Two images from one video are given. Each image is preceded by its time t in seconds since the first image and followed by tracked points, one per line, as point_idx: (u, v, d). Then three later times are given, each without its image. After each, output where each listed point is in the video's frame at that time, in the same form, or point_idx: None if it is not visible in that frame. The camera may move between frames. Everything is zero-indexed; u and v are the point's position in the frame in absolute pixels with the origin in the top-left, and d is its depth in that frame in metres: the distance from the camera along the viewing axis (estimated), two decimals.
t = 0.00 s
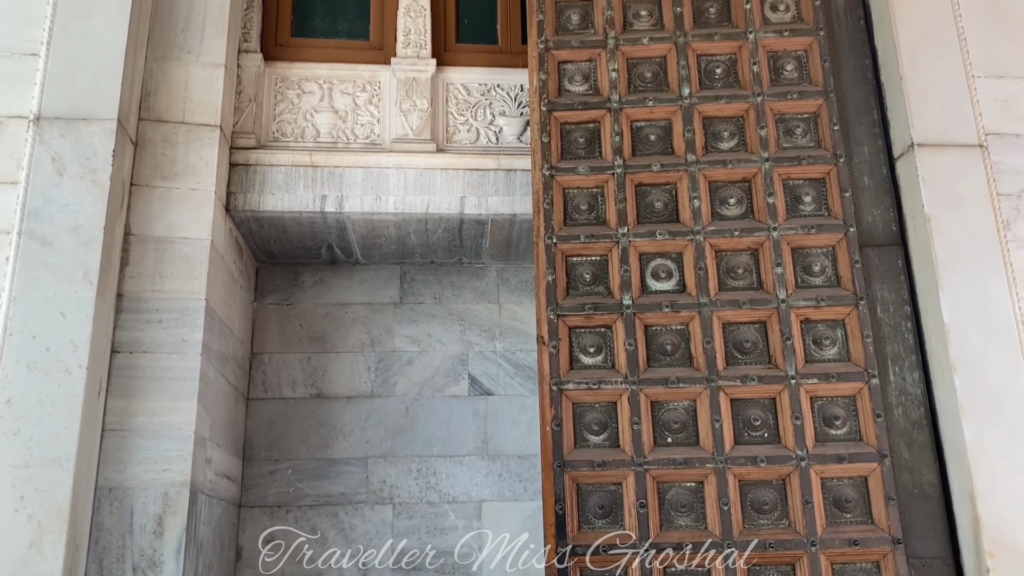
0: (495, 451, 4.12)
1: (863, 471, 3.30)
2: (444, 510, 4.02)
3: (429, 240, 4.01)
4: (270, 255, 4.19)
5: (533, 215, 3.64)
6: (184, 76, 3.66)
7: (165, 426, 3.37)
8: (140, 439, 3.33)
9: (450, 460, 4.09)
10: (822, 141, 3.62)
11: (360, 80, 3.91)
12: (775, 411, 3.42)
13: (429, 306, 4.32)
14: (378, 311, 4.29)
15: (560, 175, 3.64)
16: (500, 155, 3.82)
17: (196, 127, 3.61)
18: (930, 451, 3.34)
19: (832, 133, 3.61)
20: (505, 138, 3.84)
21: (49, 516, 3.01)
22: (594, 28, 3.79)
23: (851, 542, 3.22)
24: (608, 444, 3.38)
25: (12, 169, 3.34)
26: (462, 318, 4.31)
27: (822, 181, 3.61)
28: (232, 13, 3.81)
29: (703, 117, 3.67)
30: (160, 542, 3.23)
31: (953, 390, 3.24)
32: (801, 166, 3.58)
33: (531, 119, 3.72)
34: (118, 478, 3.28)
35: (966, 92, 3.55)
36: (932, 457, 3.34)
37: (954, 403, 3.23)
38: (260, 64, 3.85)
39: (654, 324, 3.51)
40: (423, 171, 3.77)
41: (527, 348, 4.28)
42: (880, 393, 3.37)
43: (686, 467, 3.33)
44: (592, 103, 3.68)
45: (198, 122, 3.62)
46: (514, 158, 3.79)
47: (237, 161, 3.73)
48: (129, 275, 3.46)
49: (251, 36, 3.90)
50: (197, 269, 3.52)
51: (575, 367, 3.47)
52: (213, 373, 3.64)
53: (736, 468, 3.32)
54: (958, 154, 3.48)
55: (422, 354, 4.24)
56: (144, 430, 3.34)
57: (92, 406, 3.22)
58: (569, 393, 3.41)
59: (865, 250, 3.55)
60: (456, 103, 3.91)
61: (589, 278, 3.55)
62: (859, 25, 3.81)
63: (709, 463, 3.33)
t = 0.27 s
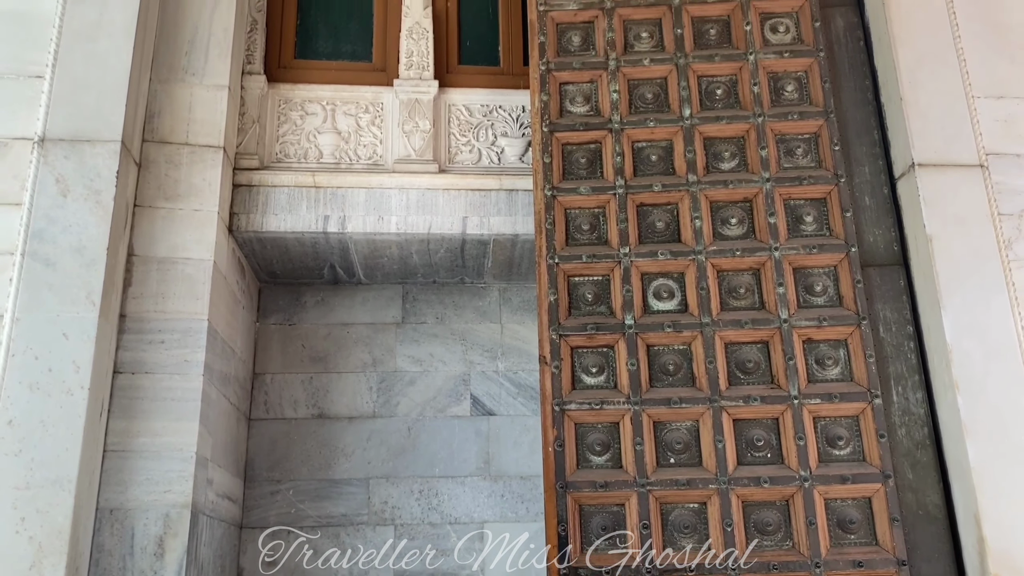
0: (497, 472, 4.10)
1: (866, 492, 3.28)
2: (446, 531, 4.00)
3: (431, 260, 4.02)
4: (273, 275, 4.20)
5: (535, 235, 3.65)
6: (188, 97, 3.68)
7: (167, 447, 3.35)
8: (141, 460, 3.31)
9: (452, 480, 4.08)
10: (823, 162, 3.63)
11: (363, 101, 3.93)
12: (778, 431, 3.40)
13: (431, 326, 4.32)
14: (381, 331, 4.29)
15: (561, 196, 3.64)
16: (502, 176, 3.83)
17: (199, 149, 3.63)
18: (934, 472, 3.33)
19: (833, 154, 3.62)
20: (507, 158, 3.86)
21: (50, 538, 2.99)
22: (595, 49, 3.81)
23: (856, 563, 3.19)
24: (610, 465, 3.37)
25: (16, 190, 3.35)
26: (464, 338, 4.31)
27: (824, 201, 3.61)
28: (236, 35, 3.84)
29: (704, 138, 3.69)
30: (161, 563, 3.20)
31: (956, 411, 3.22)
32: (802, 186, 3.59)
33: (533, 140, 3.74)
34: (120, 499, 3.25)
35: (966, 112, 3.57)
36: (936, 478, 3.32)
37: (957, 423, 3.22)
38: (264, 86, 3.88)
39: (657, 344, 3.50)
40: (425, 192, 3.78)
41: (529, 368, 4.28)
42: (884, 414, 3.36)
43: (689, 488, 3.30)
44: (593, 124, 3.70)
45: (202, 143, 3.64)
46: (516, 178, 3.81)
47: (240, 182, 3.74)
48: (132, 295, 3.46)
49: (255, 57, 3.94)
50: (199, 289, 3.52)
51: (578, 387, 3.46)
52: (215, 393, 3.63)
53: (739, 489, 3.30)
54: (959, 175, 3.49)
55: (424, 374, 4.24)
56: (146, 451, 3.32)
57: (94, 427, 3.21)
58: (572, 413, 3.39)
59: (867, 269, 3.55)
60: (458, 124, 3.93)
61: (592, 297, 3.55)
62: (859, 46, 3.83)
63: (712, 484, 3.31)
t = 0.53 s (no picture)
0: (498, 489, 4.09)
1: (869, 509, 3.26)
2: (447, 549, 3.98)
3: (432, 276, 4.02)
4: (274, 292, 4.20)
5: (537, 252, 3.65)
6: (191, 115, 3.69)
7: (168, 464, 3.34)
8: (142, 478, 3.30)
9: (453, 498, 4.06)
10: (824, 178, 3.64)
11: (365, 119, 3.95)
12: (781, 448, 3.39)
13: (432, 342, 4.32)
14: (382, 348, 4.29)
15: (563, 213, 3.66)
16: (503, 193, 3.84)
17: (202, 166, 3.64)
18: (938, 489, 3.29)
19: (833, 170, 3.62)
20: (508, 175, 3.87)
21: (50, 556, 2.97)
22: (596, 67, 3.83)
23: None
24: (613, 483, 3.35)
25: (19, 208, 3.36)
26: (466, 354, 4.30)
27: (825, 218, 3.61)
28: (238, 53, 3.85)
29: (705, 155, 3.70)
30: None
31: (959, 428, 3.21)
32: (803, 203, 3.59)
33: (534, 157, 3.75)
34: (120, 517, 3.23)
35: (966, 129, 3.57)
36: (940, 495, 3.28)
37: (961, 440, 3.20)
38: (266, 104, 3.90)
39: (659, 361, 3.49)
40: (426, 209, 3.79)
41: (530, 385, 4.27)
42: (887, 431, 3.34)
43: (692, 505, 3.29)
44: (594, 141, 3.72)
45: (204, 161, 3.65)
46: (517, 195, 3.81)
47: (243, 199, 3.75)
48: (133, 313, 3.46)
49: (257, 75, 3.96)
50: (201, 306, 3.52)
51: (580, 404, 3.45)
52: (216, 411, 3.62)
53: (742, 506, 3.28)
54: (960, 191, 3.49)
55: (426, 391, 4.23)
56: (146, 469, 3.30)
57: (95, 445, 3.19)
58: (574, 431, 3.39)
59: (869, 286, 3.55)
60: (460, 141, 3.94)
61: (593, 314, 3.55)
62: (859, 63, 3.85)
63: (714, 501, 3.29)
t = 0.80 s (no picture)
0: (500, 509, 4.07)
1: (873, 529, 3.23)
2: (448, 569, 3.95)
3: (434, 295, 4.02)
4: (276, 311, 4.20)
5: (539, 270, 3.65)
6: (194, 135, 3.71)
7: (168, 484, 3.33)
8: (142, 498, 3.28)
9: (455, 518, 4.04)
10: (825, 197, 3.64)
11: (367, 139, 3.96)
12: (784, 467, 3.36)
13: (434, 361, 4.31)
14: (384, 366, 4.29)
15: (565, 232, 3.67)
16: (505, 212, 3.85)
17: (204, 186, 3.65)
18: (941, 509, 3.28)
19: (834, 189, 3.63)
20: (510, 195, 3.89)
21: None
22: (597, 86, 3.85)
23: None
24: (615, 503, 3.33)
25: (22, 228, 3.37)
26: (467, 373, 4.30)
27: (826, 236, 3.62)
28: (241, 74, 3.87)
29: (705, 174, 3.71)
30: None
31: (963, 448, 3.18)
32: (804, 222, 3.59)
33: (535, 177, 3.76)
34: (120, 538, 3.21)
35: (967, 148, 3.58)
36: (944, 515, 3.27)
37: (965, 460, 3.18)
38: (269, 123, 3.92)
39: (660, 380, 3.48)
40: (428, 228, 3.80)
41: (532, 405, 4.26)
42: (890, 451, 3.32)
43: (694, 525, 3.26)
44: (595, 160, 3.73)
45: (207, 180, 3.66)
46: (519, 214, 3.82)
47: (245, 219, 3.77)
48: (135, 332, 3.45)
49: (260, 95, 3.98)
50: (203, 325, 3.52)
51: (581, 424, 3.43)
52: (217, 430, 3.62)
53: (744, 526, 3.26)
54: (960, 210, 3.49)
55: (427, 410, 4.22)
56: (147, 489, 3.29)
57: (95, 464, 3.18)
58: (575, 450, 3.37)
59: (870, 305, 3.54)
60: (462, 160, 3.96)
61: (595, 333, 3.54)
62: (859, 83, 3.86)
63: (717, 521, 3.27)
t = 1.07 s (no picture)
0: (502, 529, 4.06)
1: (877, 550, 3.22)
2: None
3: (436, 314, 4.03)
4: (278, 330, 4.20)
5: (540, 289, 3.65)
6: (197, 155, 3.72)
7: (170, 504, 3.31)
8: (144, 519, 3.27)
9: (457, 538, 4.03)
10: (826, 217, 3.65)
11: (370, 158, 3.98)
12: (787, 487, 3.35)
13: (436, 380, 4.31)
14: (386, 386, 4.28)
15: (565, 251, 3.66)
16: (507, 231, 3.86)
17: (207, 206, 3.66)
18: (945, 530, 3.25)
19: (836, 209, 3.64)
20: (512, 214, 3.90)
21: None
22: (598, 106, 3.87)
23: None
24: (618, 524, 3.30)
25: (26, 248, 3.38)
26: (469, 393, 4.30)
27: (827, 256, 3.62)
28: (245, 95, 3.90)
29: (707, 194, 3.72)
30: None
31: (967, 468, 3.16)
32: (806, 242, 3.60)
33: (538, 196, 3.77)
34: (122, 558, 3.20)
35: (967, 168, 3.59)
36: (948, 536, 3.24)
37: (968, 480, 3.16)
38: (272, 143, 3.94)
39: (663, 400, 3.47)
40: (430, 247, 3.81)
41: (534, 424, 4.25)
42: (893, 471, 3.30)
43: (698, 546, 3.25)
44: (597, 179, 3.74)
45: (211, 200, 3.67)
46: (521, 233, 3.83)
47: (248, 238, 3.78)
48: (138, 352, 3.45)
49: (264, 116, 4.00)
50: (205, 345, 3.52)
51: (584, 444, 3.42)
52: (219, 450, 3.61)
53: (748, 547, 3.24)
54: (962, 230, 3.50)
55: (429, 429, 4.22)
56: (149, 509, 3.27)
57: (97, 485, 3.17)
58: (578, 470, 3.35)
59: (872, 324, 3.54)
60: (464, 180, 3.97)
61: (597, 352, 3.54)
62: (859, 103, 3.88)
63: (720, 542, 3.25)
